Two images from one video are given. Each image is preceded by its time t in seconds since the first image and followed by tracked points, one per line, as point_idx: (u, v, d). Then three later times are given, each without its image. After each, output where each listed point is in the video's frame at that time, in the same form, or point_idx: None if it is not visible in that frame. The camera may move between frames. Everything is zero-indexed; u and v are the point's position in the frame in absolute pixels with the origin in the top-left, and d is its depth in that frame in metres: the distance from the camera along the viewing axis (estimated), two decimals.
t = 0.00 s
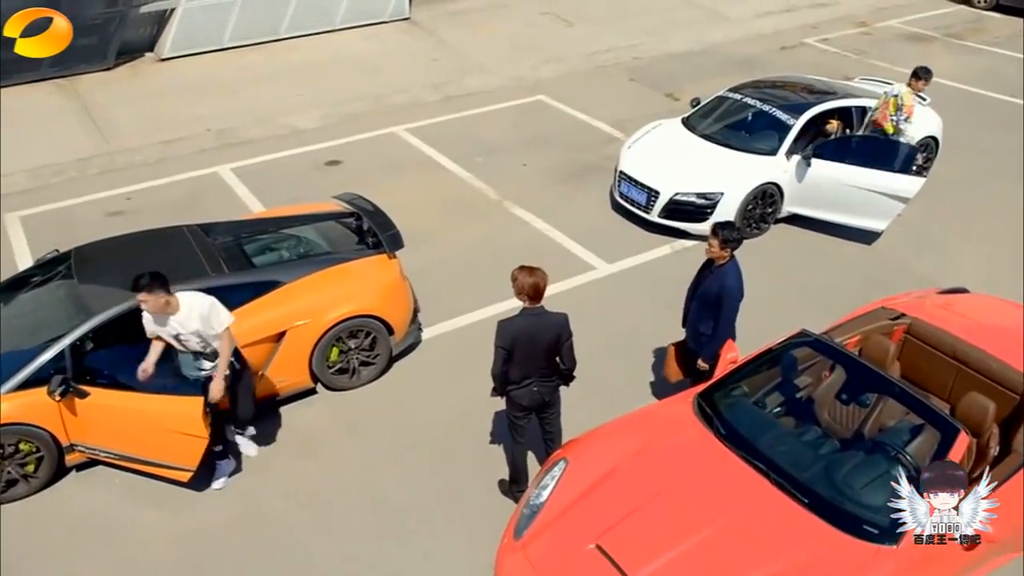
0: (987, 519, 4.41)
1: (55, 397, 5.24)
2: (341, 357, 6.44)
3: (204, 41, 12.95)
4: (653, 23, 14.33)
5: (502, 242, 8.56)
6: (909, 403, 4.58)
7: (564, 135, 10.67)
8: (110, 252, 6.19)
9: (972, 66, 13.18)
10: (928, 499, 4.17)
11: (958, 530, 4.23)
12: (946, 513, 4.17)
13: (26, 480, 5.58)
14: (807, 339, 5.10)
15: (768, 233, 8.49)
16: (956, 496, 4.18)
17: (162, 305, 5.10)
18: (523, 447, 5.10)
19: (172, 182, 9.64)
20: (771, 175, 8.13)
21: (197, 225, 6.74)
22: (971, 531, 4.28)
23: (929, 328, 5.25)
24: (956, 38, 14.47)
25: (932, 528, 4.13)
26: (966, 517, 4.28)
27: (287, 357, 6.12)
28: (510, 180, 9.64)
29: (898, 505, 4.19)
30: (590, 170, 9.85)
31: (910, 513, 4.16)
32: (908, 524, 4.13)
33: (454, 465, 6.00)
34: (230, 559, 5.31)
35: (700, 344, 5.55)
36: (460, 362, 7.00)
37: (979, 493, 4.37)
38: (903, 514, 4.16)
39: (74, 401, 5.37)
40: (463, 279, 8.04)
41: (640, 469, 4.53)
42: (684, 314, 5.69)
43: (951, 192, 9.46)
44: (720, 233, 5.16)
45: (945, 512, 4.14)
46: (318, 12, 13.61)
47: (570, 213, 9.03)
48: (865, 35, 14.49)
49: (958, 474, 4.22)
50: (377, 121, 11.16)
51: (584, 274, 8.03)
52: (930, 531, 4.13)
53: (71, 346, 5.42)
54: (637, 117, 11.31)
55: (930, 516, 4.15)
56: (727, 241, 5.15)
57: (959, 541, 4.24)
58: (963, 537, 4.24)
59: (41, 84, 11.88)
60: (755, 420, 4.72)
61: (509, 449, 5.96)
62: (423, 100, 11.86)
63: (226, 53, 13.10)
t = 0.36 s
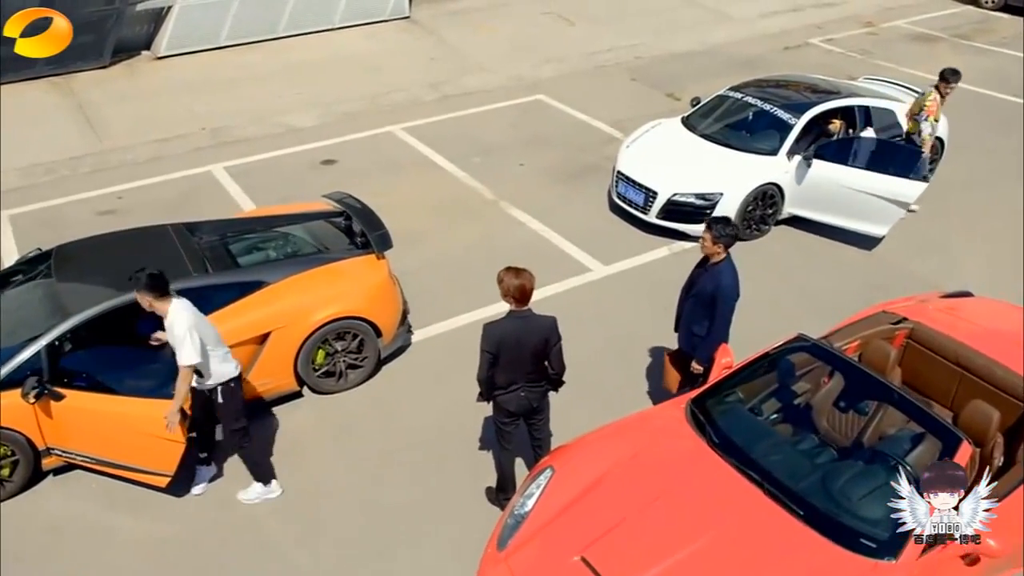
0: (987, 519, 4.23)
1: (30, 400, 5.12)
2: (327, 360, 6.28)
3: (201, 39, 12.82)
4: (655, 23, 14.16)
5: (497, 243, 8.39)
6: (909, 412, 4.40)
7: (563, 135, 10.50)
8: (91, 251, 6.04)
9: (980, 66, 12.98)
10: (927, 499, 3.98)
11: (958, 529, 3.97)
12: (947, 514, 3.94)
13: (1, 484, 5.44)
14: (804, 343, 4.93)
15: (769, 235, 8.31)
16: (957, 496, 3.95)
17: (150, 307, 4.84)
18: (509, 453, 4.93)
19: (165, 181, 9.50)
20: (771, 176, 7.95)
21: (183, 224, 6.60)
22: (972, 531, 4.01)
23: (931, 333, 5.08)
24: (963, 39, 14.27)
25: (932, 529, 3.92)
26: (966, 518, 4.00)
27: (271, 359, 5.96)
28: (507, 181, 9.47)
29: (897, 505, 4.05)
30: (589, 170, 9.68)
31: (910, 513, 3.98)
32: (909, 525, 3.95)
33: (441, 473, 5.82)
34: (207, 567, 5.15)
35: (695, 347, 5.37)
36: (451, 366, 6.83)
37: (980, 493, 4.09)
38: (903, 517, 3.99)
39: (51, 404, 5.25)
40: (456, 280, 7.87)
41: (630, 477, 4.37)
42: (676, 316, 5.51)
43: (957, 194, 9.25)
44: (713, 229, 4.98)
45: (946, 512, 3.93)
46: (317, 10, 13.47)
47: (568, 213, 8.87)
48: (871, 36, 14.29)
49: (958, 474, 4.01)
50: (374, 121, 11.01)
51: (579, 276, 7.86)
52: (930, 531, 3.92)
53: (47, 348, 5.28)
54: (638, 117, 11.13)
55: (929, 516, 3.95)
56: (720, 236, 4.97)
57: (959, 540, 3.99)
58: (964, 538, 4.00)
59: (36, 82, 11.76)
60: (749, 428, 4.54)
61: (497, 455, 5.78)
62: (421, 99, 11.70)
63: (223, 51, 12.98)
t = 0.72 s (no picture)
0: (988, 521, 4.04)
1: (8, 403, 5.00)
2: (316, 365, 6.12)
3: (204, 41, 12.75)
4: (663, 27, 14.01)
5: (495, 247, 8.24)
6: (912, 426, 4.23)
7: (565, 139, 10.35)
8: (78, 251, 5.93)
9: (992, 72, 12.77)
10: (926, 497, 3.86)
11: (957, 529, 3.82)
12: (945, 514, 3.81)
13: None
14: (804, 353, 4.75)
15: (773, 241, 8.12)
16: (959, 498, 3.83)
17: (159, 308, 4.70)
18: (498, 463, 4.76)
19: (162, 182, 9.39)
20: (776, 181, 7.77)
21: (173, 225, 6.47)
22: (972, 531, 3.84)
23: (938, 343, 4.90)
24: (977, 44, 14.05)
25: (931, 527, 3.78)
26: (967, 517, 3.83)
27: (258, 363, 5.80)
28: (508, 184, 9.33)
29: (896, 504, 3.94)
30: (591, 174, 9.53)
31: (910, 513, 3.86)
32: (907, 524, 3.84)
33: (429, 482, 5.66)
34: None
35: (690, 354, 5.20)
36: (444, 372, 6.67)
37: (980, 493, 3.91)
38: (903, 513, 3.88)
39: (30, 407, 5.12)
40: (453, 285, 7.72)
41: (618, 490, 4.20)
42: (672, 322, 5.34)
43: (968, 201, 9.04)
44: (708, 232, 4.80)
45: (946, 512, 3.80)
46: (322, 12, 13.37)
47: (568, 218, 8.71)
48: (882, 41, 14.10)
49: (958, 474, 3.92)
50: (375, 123, 10.88)
51: (578, 281, 7.70)
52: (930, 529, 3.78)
53: (27, 349, 5.15)
54: (643, 120, 10.98)
55: (929, 514, 3.83)
56: (715, 241, 4.78)
57: (957, 540, 3.84)
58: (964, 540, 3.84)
59: (38, 82, 11.70)
60: (746, 440, 4.36)
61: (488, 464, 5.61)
62: (424, 101, 11.59)
63: (226, 52, 12.89)
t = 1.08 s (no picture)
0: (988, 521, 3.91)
1: None
2: (300, 366, 5.95)
3: (202, 39, 12.67)
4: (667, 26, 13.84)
5: (490, 248, 8.09)
6: (909, 434, 4.07)
7: (564, 138, 10.20)
8: (60, 248, 5.81)
9: (1001, 73, 12.58)
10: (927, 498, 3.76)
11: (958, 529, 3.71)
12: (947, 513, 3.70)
13: None
14: (798, 357, 4.60)
15: (774, 243, 7.93)
16: (959, 499, 3.72)
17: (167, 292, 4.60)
18: (481, 470, 4.59)
19: (154, 180, 9.28)
20: (776, 181, 7.59)
21: (157, 222, 6.35)
22: (971, 531, 3.73)
23: (938, 348, 4.75)
24: (984, 45, 13.87)
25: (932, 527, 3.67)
26: (967, 517, 3.71)
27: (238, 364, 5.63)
28: (504, 184, 9.18)
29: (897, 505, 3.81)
30: (589, 175, 9.36)
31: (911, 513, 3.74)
32: (908, 524, 3.71)
33: (413, 487, 5.49)
34: None
35: (678, 358, 5.05)
36: (432, 375, 6.51)
37: (980, 492, 3.76)
38: (903, 516, 3.74)
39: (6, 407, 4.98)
40: (444, 285, 7.56)
41: (603, 498, 4.05)
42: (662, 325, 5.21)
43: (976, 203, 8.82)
44: (693, 228, 4.73)
45: (946, 512, 3.69)
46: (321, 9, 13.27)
47: (564, 218, 8.55)
48: (889, 42, 13.92)
49: (958, 474, 3.83)
50: (371, 121, 10.75)
51: (572, 283, 7.54)
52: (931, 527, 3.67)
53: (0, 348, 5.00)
54: (644, 121, 10.80)
55: (930, 515, 3.70)
56: (700, 235, 4.72)
57: (958, 541, 3.72)
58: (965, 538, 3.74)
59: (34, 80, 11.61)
60: (736, 447, 4.21)
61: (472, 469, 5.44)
62: (422, 100, 11.46)
63: (225, 50, 12.81)
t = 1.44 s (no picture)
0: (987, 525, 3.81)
1: None
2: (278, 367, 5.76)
3: (196, 37, 12.56)
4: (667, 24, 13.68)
5: (480, 248, 7.93)
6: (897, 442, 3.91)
7: (558, 137, 10.06)
8: (34, 243, 5.67)
9: (1004, 72, 12.39)
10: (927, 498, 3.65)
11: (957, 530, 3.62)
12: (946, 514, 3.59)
13: None
14: (786, 360, 4.44)
15: (769, 243, 7.77)
16: (959, 499, 3.62)
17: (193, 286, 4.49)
18: (457, 475, 4.44)
19: (142, 178, 9.15)
20: (771, 180, 7.43)
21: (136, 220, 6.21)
22: (973, 531, 3.64)
23: (932, 352, 4.59)
24: (988, 45, 13.68)
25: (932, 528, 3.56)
26: (967, 516, 3.62)
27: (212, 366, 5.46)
28: (497, 184, 9.03)
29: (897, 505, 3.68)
30: (583, 175, 9.20)
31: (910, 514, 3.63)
32: (907, 526, 3.59)
33: (392, 489, 5.33)
34: None
35: (663, 361, 4.92)
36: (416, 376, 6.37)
37: (979, 492, 3.71)
38: (906, 519, 3.62)
39: None
40: (431, 285, 7.42)
41: (582, 504, 3.91)
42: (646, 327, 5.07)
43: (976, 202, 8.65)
44: (673, 227, 4.62)
45: (946, 512, 3.58)
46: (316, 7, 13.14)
47: (555, 218, 8.41)
48: (891, 41, 13.75)
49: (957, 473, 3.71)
50: (364, 120, 10.61)
51: (561, 283, 7.39)
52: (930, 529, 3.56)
53: None
54: (640, 120, 10.63)
55: (929, 515, 3.59)
56: (681, 233, 4.60)
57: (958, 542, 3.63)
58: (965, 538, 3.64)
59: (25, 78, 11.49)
60: (719, 453, 4.06)
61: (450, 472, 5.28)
62: (416, 98, 11.33)
63: (219, 48, 12.69)
